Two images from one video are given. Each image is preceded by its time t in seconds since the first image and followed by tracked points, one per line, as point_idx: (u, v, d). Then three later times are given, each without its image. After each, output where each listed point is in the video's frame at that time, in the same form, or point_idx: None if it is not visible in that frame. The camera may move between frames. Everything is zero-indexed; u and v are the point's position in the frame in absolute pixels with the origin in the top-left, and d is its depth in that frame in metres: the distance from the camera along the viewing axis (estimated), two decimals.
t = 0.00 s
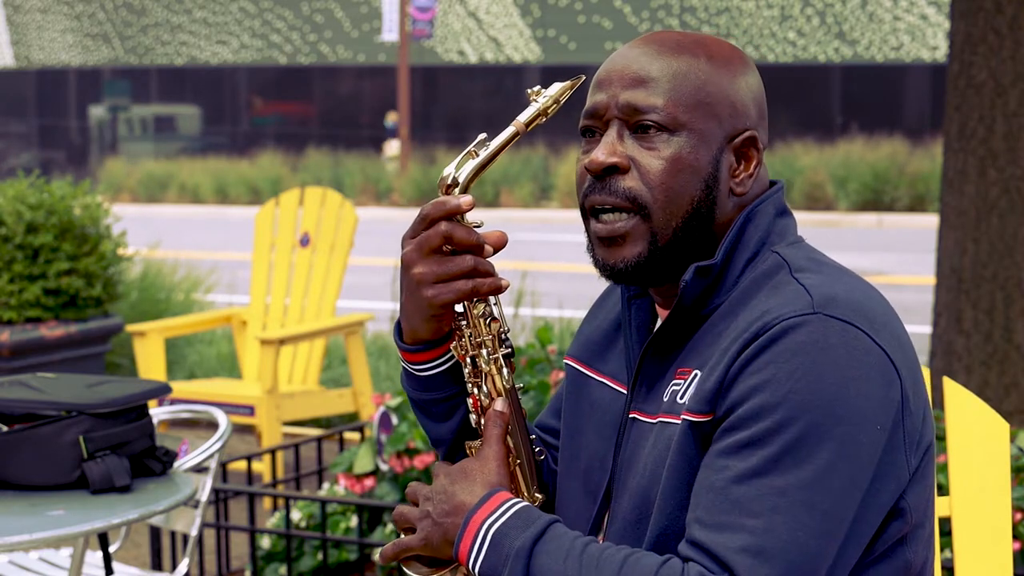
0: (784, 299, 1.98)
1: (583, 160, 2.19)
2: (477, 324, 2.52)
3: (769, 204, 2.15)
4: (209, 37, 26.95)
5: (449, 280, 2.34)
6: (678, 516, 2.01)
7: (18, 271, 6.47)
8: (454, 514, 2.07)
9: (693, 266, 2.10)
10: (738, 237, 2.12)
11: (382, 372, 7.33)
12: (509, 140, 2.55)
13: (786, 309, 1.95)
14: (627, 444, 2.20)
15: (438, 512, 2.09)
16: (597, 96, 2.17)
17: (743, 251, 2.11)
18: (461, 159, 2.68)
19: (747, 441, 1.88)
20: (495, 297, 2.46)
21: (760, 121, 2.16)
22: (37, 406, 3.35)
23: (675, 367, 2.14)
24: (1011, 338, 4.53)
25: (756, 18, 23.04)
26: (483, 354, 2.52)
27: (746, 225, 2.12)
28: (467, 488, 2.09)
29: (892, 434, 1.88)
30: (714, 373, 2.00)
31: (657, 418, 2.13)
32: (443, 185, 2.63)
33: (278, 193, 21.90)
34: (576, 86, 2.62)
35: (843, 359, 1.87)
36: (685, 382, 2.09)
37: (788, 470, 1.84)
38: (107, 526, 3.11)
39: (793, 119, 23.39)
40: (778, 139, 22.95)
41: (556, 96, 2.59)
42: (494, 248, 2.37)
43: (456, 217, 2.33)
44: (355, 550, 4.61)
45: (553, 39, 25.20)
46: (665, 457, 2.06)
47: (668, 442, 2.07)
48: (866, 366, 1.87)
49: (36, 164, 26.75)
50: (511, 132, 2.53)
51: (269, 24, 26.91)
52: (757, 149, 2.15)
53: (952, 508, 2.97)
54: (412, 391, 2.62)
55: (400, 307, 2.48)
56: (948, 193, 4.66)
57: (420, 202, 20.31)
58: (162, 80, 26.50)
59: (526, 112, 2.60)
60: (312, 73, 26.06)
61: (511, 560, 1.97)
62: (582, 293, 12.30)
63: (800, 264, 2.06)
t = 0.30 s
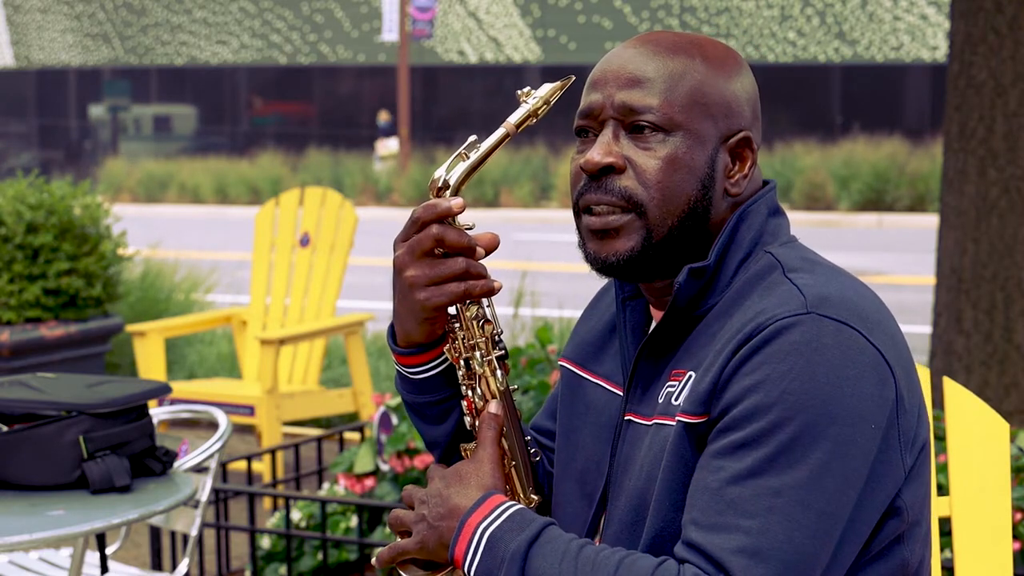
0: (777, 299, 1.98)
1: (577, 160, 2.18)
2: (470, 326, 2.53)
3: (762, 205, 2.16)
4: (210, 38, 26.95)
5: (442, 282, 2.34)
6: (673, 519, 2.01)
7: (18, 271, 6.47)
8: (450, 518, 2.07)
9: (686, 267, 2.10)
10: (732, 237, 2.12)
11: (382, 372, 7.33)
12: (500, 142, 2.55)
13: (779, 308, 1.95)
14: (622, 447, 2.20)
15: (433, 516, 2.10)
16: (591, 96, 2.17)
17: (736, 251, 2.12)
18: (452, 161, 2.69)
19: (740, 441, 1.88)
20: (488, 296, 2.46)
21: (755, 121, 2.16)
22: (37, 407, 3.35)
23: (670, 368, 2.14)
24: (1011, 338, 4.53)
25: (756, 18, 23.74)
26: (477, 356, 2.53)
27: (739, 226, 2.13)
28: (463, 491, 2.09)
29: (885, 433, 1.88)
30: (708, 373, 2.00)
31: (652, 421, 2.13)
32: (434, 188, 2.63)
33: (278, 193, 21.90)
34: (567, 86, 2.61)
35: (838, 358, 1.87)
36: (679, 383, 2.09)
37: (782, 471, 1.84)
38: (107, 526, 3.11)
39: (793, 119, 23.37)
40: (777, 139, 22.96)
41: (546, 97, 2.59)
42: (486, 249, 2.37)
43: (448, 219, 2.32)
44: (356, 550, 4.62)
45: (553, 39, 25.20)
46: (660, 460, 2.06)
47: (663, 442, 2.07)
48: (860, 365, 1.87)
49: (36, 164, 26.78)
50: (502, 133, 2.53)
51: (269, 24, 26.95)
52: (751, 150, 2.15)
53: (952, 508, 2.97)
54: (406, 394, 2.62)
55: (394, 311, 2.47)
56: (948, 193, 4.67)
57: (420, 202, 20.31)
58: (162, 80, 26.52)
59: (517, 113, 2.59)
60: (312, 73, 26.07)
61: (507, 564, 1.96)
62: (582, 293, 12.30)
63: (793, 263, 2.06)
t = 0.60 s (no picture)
0: (776, 295, 1.98)
1: (575, 160, 2.18)
2: (467, 327, 2.52)
3: (760, 203, 2.15)
4: (209, 37, 26.97)
5: (439, 283, 2.34)
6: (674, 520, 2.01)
7: (18, 271, 6.47)
8: (449, 519, 2.07)
9: (684, 265, 2.10)
10: (729, 236, 2.12)
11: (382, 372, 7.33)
12: (496, 142, 2.55)
13: (778, 304, 1.95)
14: (620, 444, 2.19)
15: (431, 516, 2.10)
16: (591, 96, 2.17)
17: (734, 250, 2.12)
18: (449, 161, 2.68)
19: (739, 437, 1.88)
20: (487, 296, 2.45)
21: (754, 122, 2.16)
22: (37, 407, 3.35)
23: (669, 366, 2.14)
24: (1010, 338, 4.53)
25: (756, 18, 23.56)
26: (474, 356, 2.52)
27: (737, 224, 2.13)
28: (461, 491, 2.09)
29: (886, 428, 1.88)
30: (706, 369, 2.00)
31: (650, 418, 2.13)
32: (431, 188, 2.63)
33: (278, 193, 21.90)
34: (563, 87, 2.61)
35: (836, 353, 1.87)
36: (677, 381, 2.09)
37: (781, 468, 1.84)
38: (107, 525, 3.11)
39: (794, 119, 23.37)
40: (777, 139, 22.96)
41: (543, 97, 2.59)
42: (483, 250, 2.37)
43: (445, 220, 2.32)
44: (356, 550, 4.62)
45: (553, 39, 25.19)
46: (658, 458, 2.06)
47: (662, 439, 2.06)
48: (858, 362, 1.87)
49: (36, 164, 26.78)
50: (498, 133, 2.52)
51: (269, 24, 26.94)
52: (750, 150, 2.15)
53: (952, 508, 2.96)
54: (403, 395, 2.62)
55: (391, 312, 2.47)
56: (948, 193, 4.67)
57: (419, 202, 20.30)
58: (162, 80, 26.51)
59: (513, 114, 2.59)
60: (312, 73, 26.06)
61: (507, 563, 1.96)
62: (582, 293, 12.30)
63: (791, 261, 2.06)
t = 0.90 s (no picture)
0: (780, 291, 1.99)
1: (582, 157, 2.18)
2: (468, 327, 2.54)
3: (763, 201, 2.16)
4: (209, 37, 26.97)
5: (441, 283, 2.34)
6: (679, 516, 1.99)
7: (18, 271, 6.47)
8: (452, 511, 1.96)
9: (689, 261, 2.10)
10: (731, 233, 2.13)
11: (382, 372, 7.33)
12: (499, 142, 2.56)
13: (782, 301, 1.96)
14: (622, 441, 2.19)
15: (425, 504, 1.98)
16: (598, 93, 2.17)
17: (737, 247, 2.12)
18: (451, 161, 2.69)
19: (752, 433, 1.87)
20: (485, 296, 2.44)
21: (757, 122, 2.17)
22: (38, 406, 3.35)
23: (671, 363, 2.14)
24: (1011, 337, 4.53)
25: (755, 18, 23.56)
26: (475, 356, 2.55)
27: (739, 221, 2.13)
28: (461, 479, 1.99)
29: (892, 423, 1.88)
30: (712, 365, 2.00)
31: (652, 414, 2.12)
32: (433, 188, 2.64)
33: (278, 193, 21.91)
34: (565, 86, 2.62)
35: (843, 349, 1.87)
36: (681, 377, 2.09)
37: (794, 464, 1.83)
38: (107, 526, 3.11)
39: (794, 119, 23.35)
40: (777, 139, 22.97)
41: (545, 97, 2.59)
42: (484, 250, 2.37)
43: (447, 220, 2.32)
44: (356, 550, 4.61)
45: (553, 39, 25.22)
46: (663, 454, 2.06)
47: (667, 435, 2.06)
48: (866, 356, 1.88)
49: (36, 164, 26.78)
50: (501, 132, 2.53)
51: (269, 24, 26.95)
52: (754, 150, 2.16)
53: (952, 508, 2.96)
54: (403, 395, 2.61)
55: (392, 311, 2.47)
56: (948, 193, 4.67)
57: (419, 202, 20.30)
58: (162, 80, 26.51)
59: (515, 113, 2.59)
60: (312, 73, 26.05)
61: (527, 560, 1.90)
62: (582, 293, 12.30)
63: (794, 257, 2.07)
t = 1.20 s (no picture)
0: (803, 286, 2.00)
1: (591, 157, 2.15)
2: (458, 330, 2.56)
3: (763, 200, 2.20)
4: (209, 38, 26.98)
5: (430, 287, 2.34)
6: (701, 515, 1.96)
7: (18, 271, 6.47)
8: (539, 461, 1.69)
9: (703, 259, 2.11)
10: (738, 230, 2.15)
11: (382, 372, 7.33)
12: (485, 143, 2.57)
13: (808, 296, 1.97)
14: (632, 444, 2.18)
15: (506, 452, 1.69)
16: (604, 93, 2.15)
17: (743, 245, 2.15)
18: (436, 165, 2.69)
19: (824, 412, 1.78)
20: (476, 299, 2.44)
21: (755, 122, 2.21)
22: (38, 406, 3.36)
23: (685, 363, 2.13)
24: (1011, 337, 4.53)
25: (756, 18, 23.75)
26: (466, 359, 2.57)
27: (744, 218, 2.16)
28: (547, 427, 1.71)
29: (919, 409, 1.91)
30: (744, 358, 1.99)
31: (668, 415, 2.11)
32: (420, 192, 2.63)
33: (278, 193, 21.93)
34: (548, 86, 2.63)
35: (882, 336, 1.88)
36: (700, 376, 2.07)
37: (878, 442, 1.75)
38: (107, 526, 3.11)
39: (794, 119, 23.33)
40: (776, 139, 23.02)
41: (529, 96, 2.60)
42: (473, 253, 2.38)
43: (434, 224, 2.32)
44: (355, 550, 4.61)
45: (553, 39, 25.27)
46: (683, 453, 2.04)
47: (689, 434, 2.04)
48: (894, 342, 1.90)
49: (36, 164, 26.77)
50: (487, 134, 2.55)
51: (269, 24, 26.99)
52: (755, 150, 2.20)
53: (952, 508, 2.96)
54: (393, 399, 2.59)
55: (381, 314, 2.46)
56: (948, 193, 4.66)
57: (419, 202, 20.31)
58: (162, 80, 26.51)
59: (500, 115, 2.61)
60: (312, 73, 26.06)
61: (647, 521, 1.68)
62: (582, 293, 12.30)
63: (804, 253, 2.11)
